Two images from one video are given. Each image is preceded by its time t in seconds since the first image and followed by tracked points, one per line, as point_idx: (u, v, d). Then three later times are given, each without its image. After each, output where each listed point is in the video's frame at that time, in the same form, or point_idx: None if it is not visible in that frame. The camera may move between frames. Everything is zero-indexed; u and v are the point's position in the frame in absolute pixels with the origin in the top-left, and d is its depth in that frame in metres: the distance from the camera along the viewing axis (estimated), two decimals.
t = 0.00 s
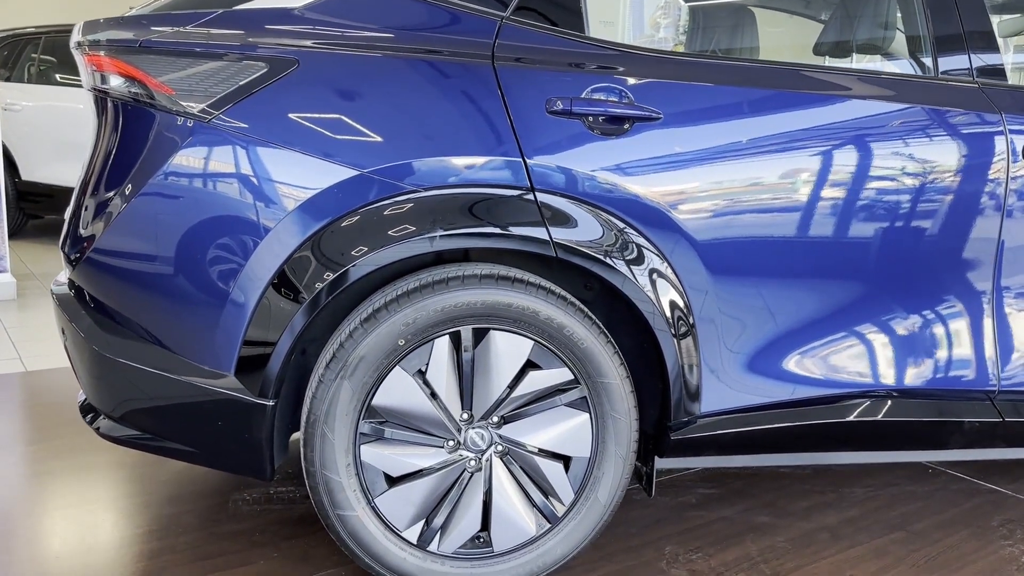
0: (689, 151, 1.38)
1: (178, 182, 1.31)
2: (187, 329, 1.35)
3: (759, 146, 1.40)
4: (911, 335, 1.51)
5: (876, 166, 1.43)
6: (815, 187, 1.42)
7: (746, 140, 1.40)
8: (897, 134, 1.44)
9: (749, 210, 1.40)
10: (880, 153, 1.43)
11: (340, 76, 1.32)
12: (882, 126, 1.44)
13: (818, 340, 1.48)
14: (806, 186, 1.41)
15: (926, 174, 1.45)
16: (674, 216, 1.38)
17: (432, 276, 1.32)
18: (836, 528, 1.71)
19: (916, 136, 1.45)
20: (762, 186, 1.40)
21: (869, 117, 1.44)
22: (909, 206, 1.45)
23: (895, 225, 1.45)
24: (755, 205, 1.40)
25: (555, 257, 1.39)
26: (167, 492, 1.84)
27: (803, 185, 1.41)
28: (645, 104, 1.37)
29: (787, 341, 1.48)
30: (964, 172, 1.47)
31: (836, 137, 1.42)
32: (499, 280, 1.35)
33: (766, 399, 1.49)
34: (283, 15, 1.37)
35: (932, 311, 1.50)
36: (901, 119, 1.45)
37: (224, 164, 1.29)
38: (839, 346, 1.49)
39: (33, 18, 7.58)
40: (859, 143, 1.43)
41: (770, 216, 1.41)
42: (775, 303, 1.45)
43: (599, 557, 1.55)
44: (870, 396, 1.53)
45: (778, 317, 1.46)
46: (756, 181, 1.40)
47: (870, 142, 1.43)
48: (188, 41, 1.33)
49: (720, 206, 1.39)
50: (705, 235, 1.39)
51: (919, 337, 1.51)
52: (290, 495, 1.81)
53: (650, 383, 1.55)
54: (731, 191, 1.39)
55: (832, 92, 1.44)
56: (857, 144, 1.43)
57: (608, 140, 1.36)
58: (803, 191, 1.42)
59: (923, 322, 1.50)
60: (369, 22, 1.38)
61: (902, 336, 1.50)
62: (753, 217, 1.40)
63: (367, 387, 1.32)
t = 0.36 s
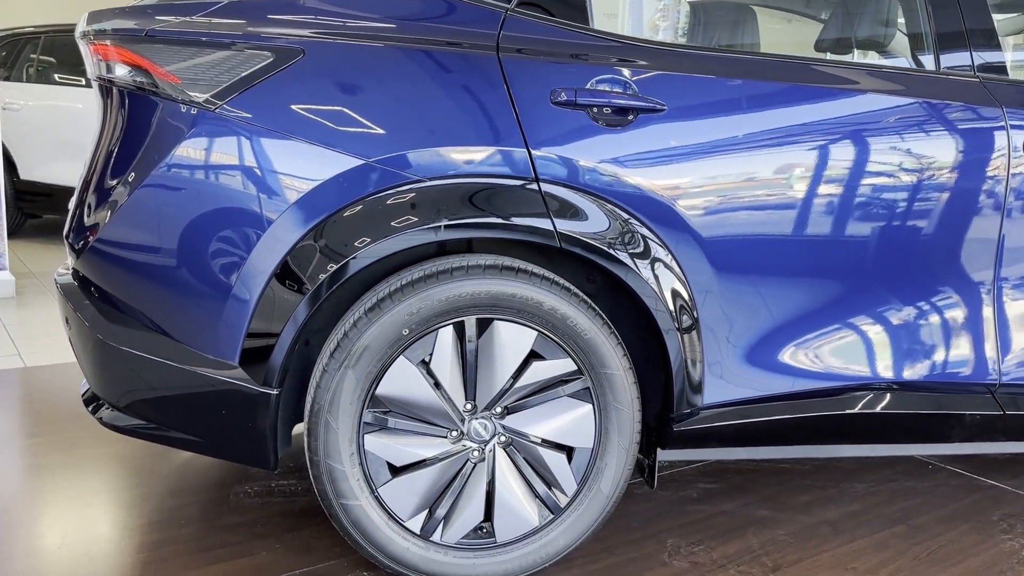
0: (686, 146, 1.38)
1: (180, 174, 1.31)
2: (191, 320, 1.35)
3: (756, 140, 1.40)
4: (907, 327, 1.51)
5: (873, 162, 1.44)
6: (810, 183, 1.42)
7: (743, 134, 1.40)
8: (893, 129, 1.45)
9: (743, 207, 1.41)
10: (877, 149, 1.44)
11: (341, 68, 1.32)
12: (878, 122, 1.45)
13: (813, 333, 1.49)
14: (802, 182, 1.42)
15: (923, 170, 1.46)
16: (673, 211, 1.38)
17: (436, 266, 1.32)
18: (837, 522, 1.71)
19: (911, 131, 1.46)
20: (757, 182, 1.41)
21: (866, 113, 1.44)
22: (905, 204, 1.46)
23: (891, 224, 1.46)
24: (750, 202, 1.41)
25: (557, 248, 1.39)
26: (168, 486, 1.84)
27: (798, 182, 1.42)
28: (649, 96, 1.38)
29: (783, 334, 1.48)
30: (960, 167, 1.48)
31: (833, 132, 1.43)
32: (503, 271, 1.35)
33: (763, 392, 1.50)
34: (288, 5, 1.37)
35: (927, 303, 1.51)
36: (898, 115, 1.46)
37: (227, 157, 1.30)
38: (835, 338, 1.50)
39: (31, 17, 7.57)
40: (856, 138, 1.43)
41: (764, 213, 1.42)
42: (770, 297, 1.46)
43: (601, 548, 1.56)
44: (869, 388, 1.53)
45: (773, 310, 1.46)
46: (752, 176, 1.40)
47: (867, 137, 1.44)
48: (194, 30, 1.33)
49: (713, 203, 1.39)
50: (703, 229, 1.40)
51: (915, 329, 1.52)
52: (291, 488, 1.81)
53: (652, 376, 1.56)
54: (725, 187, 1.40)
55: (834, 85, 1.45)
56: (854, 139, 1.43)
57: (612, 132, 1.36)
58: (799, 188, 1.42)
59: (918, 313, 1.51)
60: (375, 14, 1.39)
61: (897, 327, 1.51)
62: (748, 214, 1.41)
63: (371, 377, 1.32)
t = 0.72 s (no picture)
0: (682, 139, 1.38)
1: (179, 166, 1.31)
2: (190, 314, 1.34)
3: (753, 134, 1.40)
4: (902, 319, 1.51)
5: (870, 156, 1.44)
6: (806, 179, 1.42)
7: (740, 129, 1.40)
8: (889, 124, 1.45)
9: (737, 206, 1.40)
10: (873, 144, 1.44)
11: (339, 59, 1.31)
12: (875, 117, 1.44)
13: (808, 325, 1.48)
14: (797, 179, 1.42)
15: (920, 166, 1.46)
16: (671, 204, 1.38)
17: (436, 257, 1.32)
18: (837, 518, 1.70)
19: (908, 126, 1.45)
20: (752, 178, 1.40)
21: (863, 108, 1.44)
22: (902, 202, 1.46)
23: (889, 220, 1.46)
24: (745, 198, 1.40)
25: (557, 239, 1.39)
26: (165, 481, 1.83)
27: (793, 179, 1.42)
28: (650, 87, 1.38)
29: (777, 327, 1.47)
30: (957, 161, 1.47)
31: (830, 126, 1.43)
32: (504, 262, 1.35)
33: (760, 386, 1.50)
34: None
35: (922, 295, 1.50)
36: (895, 110, 1.45)
37: (226, 149, 1.29)
38: (830, 331, 1.49)
39: (29, 18, 7.56)
40: (853, 132, 1.43)
41: (759, 210, 1.41)
42: (765, 290, 1.45)
43: (601, 543, 1.55)
44: (868, 382, 1.53)
45: (768, 303, 1.46)
46: (747, 170, 1.40)
47: (864, 132, 1.44)
48: (194, 19, 1.33)
49: (708, 200, 1.39)
50: (700, 223, 1.40)
51: (910, 321, 1.51)
52: (289, 482, 1.81)
53: (653, 369, 1.56)
54: (719, 183, 1.39)
55: (835, 78, 1.45)
56: (851, 133, 1.43)
57: (613, 123, 1.36)
58: (793, 184, 1.42)
59: (913, 305, 1.50)
60: (375, 3, 1.38)
61: (892, 317, 1.50)
62: (742, 213, 1.41)
63: (370, 368, 1.31)
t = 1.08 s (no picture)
0: (679, 130, 1.37)
1: (176, 156, 1.29)
2: (187, 306, 1.33)
3: (750, 125, 1.39)
4: (898, 309, 1.49)
5: (868, 149, 1.43)
6: (803, 173, 1.41)
7: (738, 121, 1.39)
8: (887, 117, 1.44)
9: (731, 203, 1.39)
10: (872, 136, 1.43)
11: (335, 48, 1.30)
12: (873, 109, 1.43)
13: (802, 316, 1.47)
14: (793, 173, 1.41)
15: (918, 160, 1.45)
16: (669, 196, 1.37)
17: (434, 246, 1.31)
18: (838, 513, 1.69)
19: (905, 118, 1.44)
20: (748, 172, 1.39)
21: (863, 99, 1.43)
22: (901, 199, 1.45)
23: (888, 216, 1.45)
24: (741, 193, 1.39)
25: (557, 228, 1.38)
26: (160, 475, 1.81)
27: (790, 172, 1.41)
28: (650, 75, 1.37)
29: (772, 318, 1.46)
30: (954, 153, 1.46)
31: (828, 118, 1.42)
32: (503, 251, 1.34)
33: (759, 378, 1.48)
34: None
35: (918, 285, 1.49)
36: (892, 103, 1.44)
37: (225, 139, 1.28)
38: (827, 323, 1.48)
39: (27, 18, 7.55)
40: (851, 124, 1.42)
41: (754, 206, 1.40)
42: (761, 283, 1.44)
43: (600, 537, 1.53)
44: (866, 375, 1.51)
45: (765, 296, 1.45)
46: (744, 163, 1.39)
47: (862, 124, 1.43)
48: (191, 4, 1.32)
49: (703, 195, 1.38)
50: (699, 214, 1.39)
51: (906, 311, 1.49)
52: (285, 477, 1.79)
53: (653, 360, 1.55)
54: (715, 177, 1.38)
55: (837, 68, 1.44)
56: (849, 125, 1.42)
57: (614, 112, 1.35)
58: (790, 179, 1.41)
59: (909, 296, 1.49)
60: None
61: (887, 307, 1.49)
62: (736, 210, 1.40)
63: (367, 357, 1.30)
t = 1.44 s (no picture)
0: (674, 116, 1.34)
1: (168, 142, 1.26)
2: (178, 295, 1.30)
3: (747, 111, 1.37)
4: (893, 292, 1.46)
5: (866, 137, 1.41)
6: (799, 163, 1.39)
7: (734, 107, 1.37)
8: (884, 103, 1.41)
9: (725, 198, 1.37)
10: (870, 123, 1.41)
11: (323, 31, 1.27)
12: (871, 96, 1.41)
13: (796, 302, 1.44)
14: (789, 164, 1.39)
15: (915, 151, 1.43)
16: (664, 182, 1.34)
17: (427, 229, 1.28)
18: (837, 506, 1.67)
19: (903, 104, 1.42)
20: (742, 161, 1.37)
21: (861, 85, 1.41)
22: (899, 191, 1.43)
23: (886, 210, 1.43)
24: (735, 184, 1.37)
25: (552, 211, 1.35)
26: (151, 467, 1.78)
27: (785, 163, 1.39)
28: (647, 57, 1.35)
29: (763, 302, 1.43)
30: (952, 143, 1.44)
31: (826, 104, 1.39)
32: (497, 236, 1.31)
33: (754, 365, 1.46)
34: None
35: (912, 269, 1.46)
36: (889, 90, 1.42)
37: (218, 126, 1.25)
38: (821, 309, 1.45)
39: (23, 18, 7.52)
40: (850, 110, 1.40)
41: (750, 202, 1.38)
42: (758, 273, 1.42)
43: (595, 528, 1.51)
44: (864, 363, 1.49)
45: (762, 284, 1.43)
46: (738, 151, 1.37)
47: (860, 110, 1.40)
48: None
49: (699, 187, 1.36)
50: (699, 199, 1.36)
51: (900, 295, 1.47)
52: (275, 469, 1.77)
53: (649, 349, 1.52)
54: (710, 168, 1.36)
55: (836, 51, 1.42)
56: (847, 111, 1.40)
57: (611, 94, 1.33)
58: (785, 170, 1.39)
59: (903, 279, 1.46)
60: None
61: (881, 291, 1.46)
62: (730, 206, 1.38)
63: (358, 342, 1.27)
